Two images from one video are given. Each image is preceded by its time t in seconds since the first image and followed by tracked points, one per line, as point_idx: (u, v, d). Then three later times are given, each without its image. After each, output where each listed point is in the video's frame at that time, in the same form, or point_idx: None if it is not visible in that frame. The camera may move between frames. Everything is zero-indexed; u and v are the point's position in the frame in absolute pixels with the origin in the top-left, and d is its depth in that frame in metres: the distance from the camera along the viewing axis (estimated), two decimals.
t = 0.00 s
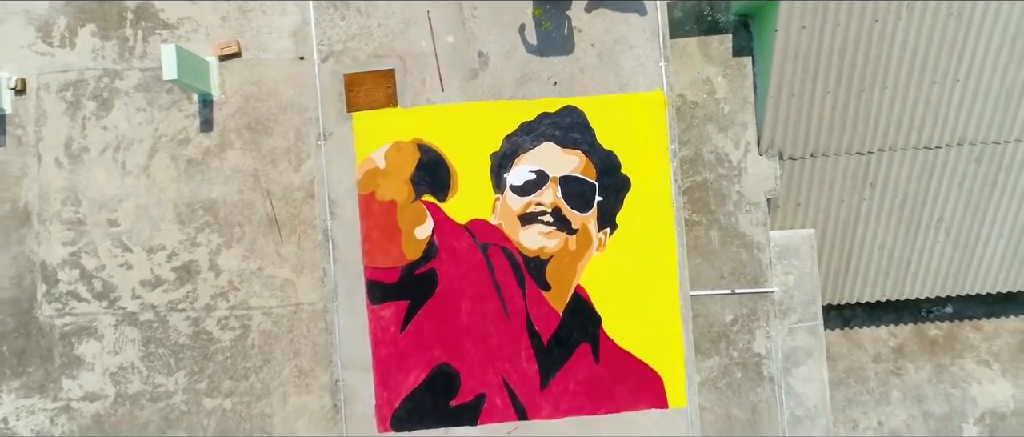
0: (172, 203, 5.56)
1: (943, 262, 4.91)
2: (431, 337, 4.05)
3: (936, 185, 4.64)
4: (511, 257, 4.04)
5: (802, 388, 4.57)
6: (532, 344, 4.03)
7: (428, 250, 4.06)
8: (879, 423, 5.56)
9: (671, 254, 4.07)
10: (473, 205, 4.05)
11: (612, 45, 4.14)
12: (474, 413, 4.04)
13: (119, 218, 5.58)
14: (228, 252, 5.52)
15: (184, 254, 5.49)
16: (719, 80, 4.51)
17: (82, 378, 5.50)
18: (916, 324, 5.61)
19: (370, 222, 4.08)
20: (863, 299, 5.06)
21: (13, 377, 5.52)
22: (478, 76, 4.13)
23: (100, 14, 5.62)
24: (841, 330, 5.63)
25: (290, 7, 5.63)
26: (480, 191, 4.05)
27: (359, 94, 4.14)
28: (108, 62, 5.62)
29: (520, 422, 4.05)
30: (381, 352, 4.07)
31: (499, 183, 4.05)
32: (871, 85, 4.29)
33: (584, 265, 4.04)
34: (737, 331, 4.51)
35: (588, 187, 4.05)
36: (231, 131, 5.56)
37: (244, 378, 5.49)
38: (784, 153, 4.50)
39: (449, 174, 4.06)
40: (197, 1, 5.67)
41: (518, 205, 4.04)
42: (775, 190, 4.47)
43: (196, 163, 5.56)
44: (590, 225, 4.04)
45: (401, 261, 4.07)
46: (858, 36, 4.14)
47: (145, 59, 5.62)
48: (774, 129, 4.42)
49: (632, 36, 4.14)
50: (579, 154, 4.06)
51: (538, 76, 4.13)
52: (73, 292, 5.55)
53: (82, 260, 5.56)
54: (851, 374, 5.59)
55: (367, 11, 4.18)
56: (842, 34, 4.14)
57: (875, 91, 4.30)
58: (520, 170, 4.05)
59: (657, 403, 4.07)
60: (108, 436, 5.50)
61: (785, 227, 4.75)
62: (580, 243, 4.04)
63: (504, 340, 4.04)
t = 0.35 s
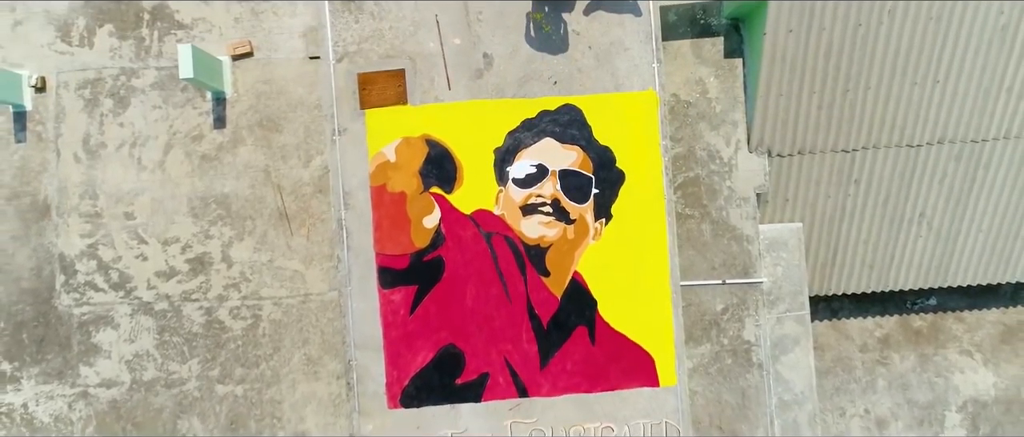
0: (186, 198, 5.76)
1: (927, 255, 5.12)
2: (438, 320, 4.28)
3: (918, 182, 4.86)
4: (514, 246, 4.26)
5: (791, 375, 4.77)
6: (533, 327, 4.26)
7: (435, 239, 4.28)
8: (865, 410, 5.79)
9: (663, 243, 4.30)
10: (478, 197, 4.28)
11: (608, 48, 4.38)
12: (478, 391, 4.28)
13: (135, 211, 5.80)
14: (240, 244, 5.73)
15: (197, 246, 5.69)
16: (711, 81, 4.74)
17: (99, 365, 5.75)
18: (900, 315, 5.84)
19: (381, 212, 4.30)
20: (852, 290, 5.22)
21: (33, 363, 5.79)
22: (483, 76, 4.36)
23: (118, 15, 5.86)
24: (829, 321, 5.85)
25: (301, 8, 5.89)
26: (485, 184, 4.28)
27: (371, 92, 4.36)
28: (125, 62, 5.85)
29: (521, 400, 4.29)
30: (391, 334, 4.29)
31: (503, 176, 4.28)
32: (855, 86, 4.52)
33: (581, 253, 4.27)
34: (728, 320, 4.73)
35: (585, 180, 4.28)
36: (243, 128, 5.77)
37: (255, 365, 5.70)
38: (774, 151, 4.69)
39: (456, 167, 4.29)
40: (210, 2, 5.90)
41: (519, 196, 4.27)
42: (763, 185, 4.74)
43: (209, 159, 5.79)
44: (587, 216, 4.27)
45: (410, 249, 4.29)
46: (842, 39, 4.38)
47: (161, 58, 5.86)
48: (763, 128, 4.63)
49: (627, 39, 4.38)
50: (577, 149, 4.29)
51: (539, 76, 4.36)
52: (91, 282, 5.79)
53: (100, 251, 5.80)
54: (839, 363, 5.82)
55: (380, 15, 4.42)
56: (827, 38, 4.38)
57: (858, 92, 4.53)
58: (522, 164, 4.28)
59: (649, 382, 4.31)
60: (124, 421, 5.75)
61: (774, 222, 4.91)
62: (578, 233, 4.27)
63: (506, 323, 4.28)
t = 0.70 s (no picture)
0: (200, 195, 6.01)
1: (909, 253, 5.36)
2: (444, 309, 4.53)
3: (900, 182, 5.10)
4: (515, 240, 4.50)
5: (777, 365, 5.03)
6: (532, 316, 4.51)
7: (441, 233, 4.53)
8: (851, 401, 6.03)
9: (655, 237, 4.55)
10: (482, 194, 4.52)
11: (603, 55, 4.61)
12: (480, 375, 4.53)
13: (151, 207, 6.02)
14: (251, 239, 5.97)
15: (210, 241, 5.96)
16: (703, 85, 4.98)
17: (116, 356, 5.99)
18: (885, 311, 6.07)
19: (390, 207, 4.54)
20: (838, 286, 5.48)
21: (52, 353, 5.99)
22: (486, 81, 4.60)
23: (135, 19, 6.09)
24: (817, 317, 6.04)
25: (310, 13, 6.11)
26: (488, 181, 4.52)
27: (382, 95, 4.61)
28: (141, 64, 6.07)
29: (520, 384, 4.54)
30: (399, 322, 4.54)
31: (505, 174, 4.52)
32: (839, 91, 4.76)
33: (578, 246, 4.51)
34: (718, 312, 4.96)
35: (582, 178, 4.52)
36: (254, 128, 6.01)
37: (265, 356, 5.94)
38: (761, 151, 4.94)
39: (461, 166, 4.53)
40: (223, 7, 6.14)
41: (520, 192, 4.51)
42: (752, 185, 4.97)
43: (221, 157, 6.00)
44: (584, 212, 4.51)
45: (417, 242, 4.53)
46: (828, 46, 4.62)
47: (176, 61, 6.06)
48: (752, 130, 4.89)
49: (622, 47, 4.60)
50: (575, 149, 4.53)
51: (539, 81, 4.60)
52: (107, 275, 6.01)
53: (116, 246, 6.01)
54: (827, 357, 6.05)
55: (391, 23, 4.67)
56: (812, 45, 4.63)
57: (842, 96, 4.78)
58: (522, 163, 4.52)
59: (641, 368, 4.56)
60: (139, 409, 5.99)
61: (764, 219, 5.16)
62: (575, 228, 4.51)
63: (508, 312, 4.52)
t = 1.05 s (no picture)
0: (213, 195, 6.23)
1: (893, 252, 5.61)
2: (449, 303, 4.77)
3: (884, 185, 5.34)
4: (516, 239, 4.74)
5: (765, 358, 5.28)
6: (532, 310, 4.75)
7: (446, 231, 4.77)
8: (839, 395, 6.27)
9: (648, 236, 4.77)
10: (486, 194, 4.76)
11: (600, 65, 4.81)
12: (483, 365, 4.78)
13: (165, 206, 6.24)
14: (262, 237, 6.21)
15: (223, 239, 6.18)
16: (696, 91, 5.20)
17: (131, 349, 6.24)
18: (872, 308, 6.32)
19: (399, 207, 4.78)
20: (824, 284, 5.71)
21: (69, 347, 6.23)
22: (490, 89, 4.81)
23: (151, 25, 6.33)
24: (805, 313, 6.32)
25: (319, 20, 6.37)
26: (492, 183, 4.77)
27: (392, 102, 4.82)
28: (156, 68, 6.31)
29: (521, 373, 4.79)
30: (407, 315, 4.78)
31: (507, 177, 4.77)
32: (824, 98, 5.02)
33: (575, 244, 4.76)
34: (710, 309, 5.19)
35: (580, 180, 4.75)
36: (265, 131, 6.26)
37: (275, 350, 6.19)
38: (750, 154, 5.17)
39: (466, 168, 4.76)
40: (236, 13, 6.38)
41: (522, 193, 4.75)
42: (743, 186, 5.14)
43: (234, 158, 6.23)
44: (581, 212, 4.75)
45: (425, 240, 4.77)
46: (814, 55, 4.89)
47: (190, 65, 6.32)
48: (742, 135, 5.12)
49: (616, 57, 4.80)
50: (573, 153, 4.76)
51: (540, 90, 4.82)
52: (123, 272, 6.25)
53: (132, 243, 6.24)
54: (815, 352, 6.30)
55: (400, 35, 4.84)
56: (799, 54, 4.88)
57: (828, 103, 5.03)
58: (523, 166, 4.76)
59: (634, 358, 4.80)
60: (153, 400, 6.23)
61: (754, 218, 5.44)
62: (572, 227, 4.75)
63: (509, 306, 4.76)
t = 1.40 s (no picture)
0: (226, 196, 6.42)
1: (876, 252, 5.87)
2: (455, 299, 5.04)
3: (867, 189, 5.61)
4: (518, 239, 5.01)
5: (756, 354, 5.52)
6: (533, 306, 5.02)
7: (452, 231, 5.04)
8: (826, 390, 6.54)
9: (642, 236, 5.04)
10: (489, 198, 5.02)
11: (596, 77, 5.05)
12: (487, 358, 5.04)
13: (180, 207, 6.48)
14: (273, 237, 6.43)
15: (235, 239, 6.39)
16: (689, 99, 5.46)
17: (147, 344, 6.50)
18: (858, 306, 6.58)
19: (408, 209, 5.04)
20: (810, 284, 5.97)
21: (87, 342, 6.48)
22: (493, 98, 5.06)
23: (167, 33, 6.59)
24: (794, 311, 6.60)
25: (328, 28, 6.66)
26: (495, 187, 5.03)
27: (401, 110, 5.06)
28: (172, 74, 6.57)
29: (522, 365, 5.05)
30: (416, 310, 5.05)
31: (510, 181, 5.03)
32: (810, 106, 5.30)
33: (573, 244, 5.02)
34: (701, 306, 5.45)
35: (578, 185, 5.02)
36: (277, 135, 6.52)
37: (285, 345, 6.44)
38: (740, 160, 5.45)
39: (471, 173, 5.03)
40: (248, 22, 6.66)
41: (523, 196, 5.01)
42: (733, 190, 5.37)
43: (246, 162, 6.48)
44: (579, 215, 5.02)
45: (432, 240, 5.04)
46: (800, 66, 5.17)
47: (204, 72, 6.57)
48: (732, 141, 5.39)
49: (612, 69, 5.04)
50: (571, 160, 5.03)
51: (540, 99, 5.05)
52: (140, 270, 6.50)
53: (147, 242, 6.49)
54: (804, 349, 6.58)
55: (409, 47, 5.08)
56: (785, 65, 5.16)
57: (813, 111, 5.31)
58: (524, 171, 5.02)
59: (628, 352, 5.07)
60: (169, 393, 6.51)
61: (745, 219, 5.70)
62: (570, 229, 5.02)
63: (511, 302, 5.03)
